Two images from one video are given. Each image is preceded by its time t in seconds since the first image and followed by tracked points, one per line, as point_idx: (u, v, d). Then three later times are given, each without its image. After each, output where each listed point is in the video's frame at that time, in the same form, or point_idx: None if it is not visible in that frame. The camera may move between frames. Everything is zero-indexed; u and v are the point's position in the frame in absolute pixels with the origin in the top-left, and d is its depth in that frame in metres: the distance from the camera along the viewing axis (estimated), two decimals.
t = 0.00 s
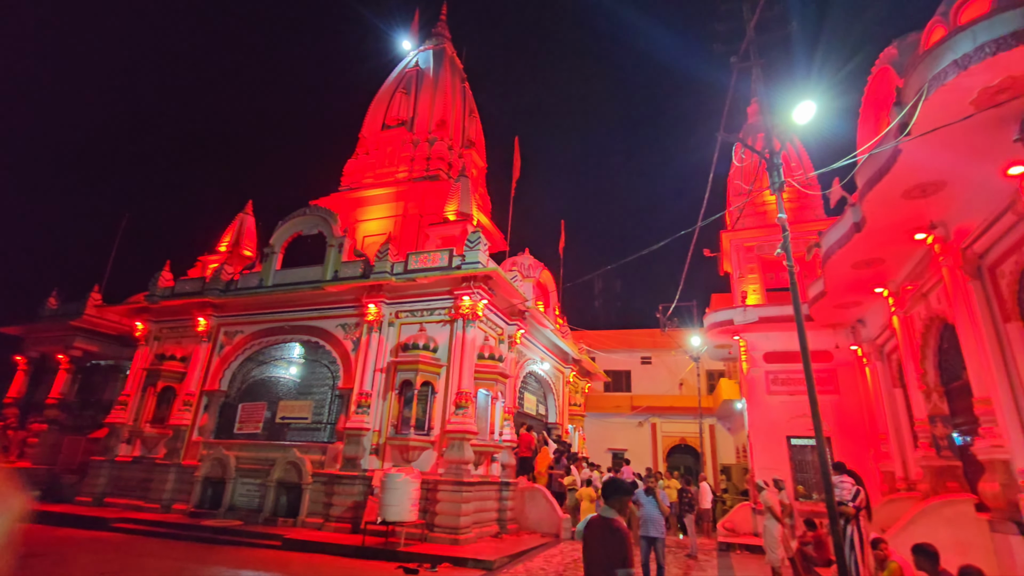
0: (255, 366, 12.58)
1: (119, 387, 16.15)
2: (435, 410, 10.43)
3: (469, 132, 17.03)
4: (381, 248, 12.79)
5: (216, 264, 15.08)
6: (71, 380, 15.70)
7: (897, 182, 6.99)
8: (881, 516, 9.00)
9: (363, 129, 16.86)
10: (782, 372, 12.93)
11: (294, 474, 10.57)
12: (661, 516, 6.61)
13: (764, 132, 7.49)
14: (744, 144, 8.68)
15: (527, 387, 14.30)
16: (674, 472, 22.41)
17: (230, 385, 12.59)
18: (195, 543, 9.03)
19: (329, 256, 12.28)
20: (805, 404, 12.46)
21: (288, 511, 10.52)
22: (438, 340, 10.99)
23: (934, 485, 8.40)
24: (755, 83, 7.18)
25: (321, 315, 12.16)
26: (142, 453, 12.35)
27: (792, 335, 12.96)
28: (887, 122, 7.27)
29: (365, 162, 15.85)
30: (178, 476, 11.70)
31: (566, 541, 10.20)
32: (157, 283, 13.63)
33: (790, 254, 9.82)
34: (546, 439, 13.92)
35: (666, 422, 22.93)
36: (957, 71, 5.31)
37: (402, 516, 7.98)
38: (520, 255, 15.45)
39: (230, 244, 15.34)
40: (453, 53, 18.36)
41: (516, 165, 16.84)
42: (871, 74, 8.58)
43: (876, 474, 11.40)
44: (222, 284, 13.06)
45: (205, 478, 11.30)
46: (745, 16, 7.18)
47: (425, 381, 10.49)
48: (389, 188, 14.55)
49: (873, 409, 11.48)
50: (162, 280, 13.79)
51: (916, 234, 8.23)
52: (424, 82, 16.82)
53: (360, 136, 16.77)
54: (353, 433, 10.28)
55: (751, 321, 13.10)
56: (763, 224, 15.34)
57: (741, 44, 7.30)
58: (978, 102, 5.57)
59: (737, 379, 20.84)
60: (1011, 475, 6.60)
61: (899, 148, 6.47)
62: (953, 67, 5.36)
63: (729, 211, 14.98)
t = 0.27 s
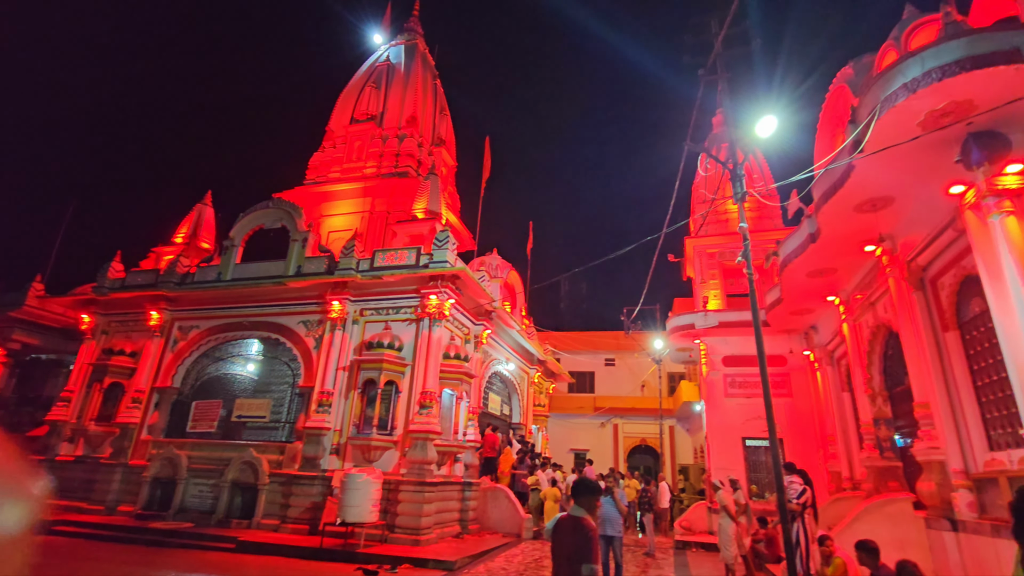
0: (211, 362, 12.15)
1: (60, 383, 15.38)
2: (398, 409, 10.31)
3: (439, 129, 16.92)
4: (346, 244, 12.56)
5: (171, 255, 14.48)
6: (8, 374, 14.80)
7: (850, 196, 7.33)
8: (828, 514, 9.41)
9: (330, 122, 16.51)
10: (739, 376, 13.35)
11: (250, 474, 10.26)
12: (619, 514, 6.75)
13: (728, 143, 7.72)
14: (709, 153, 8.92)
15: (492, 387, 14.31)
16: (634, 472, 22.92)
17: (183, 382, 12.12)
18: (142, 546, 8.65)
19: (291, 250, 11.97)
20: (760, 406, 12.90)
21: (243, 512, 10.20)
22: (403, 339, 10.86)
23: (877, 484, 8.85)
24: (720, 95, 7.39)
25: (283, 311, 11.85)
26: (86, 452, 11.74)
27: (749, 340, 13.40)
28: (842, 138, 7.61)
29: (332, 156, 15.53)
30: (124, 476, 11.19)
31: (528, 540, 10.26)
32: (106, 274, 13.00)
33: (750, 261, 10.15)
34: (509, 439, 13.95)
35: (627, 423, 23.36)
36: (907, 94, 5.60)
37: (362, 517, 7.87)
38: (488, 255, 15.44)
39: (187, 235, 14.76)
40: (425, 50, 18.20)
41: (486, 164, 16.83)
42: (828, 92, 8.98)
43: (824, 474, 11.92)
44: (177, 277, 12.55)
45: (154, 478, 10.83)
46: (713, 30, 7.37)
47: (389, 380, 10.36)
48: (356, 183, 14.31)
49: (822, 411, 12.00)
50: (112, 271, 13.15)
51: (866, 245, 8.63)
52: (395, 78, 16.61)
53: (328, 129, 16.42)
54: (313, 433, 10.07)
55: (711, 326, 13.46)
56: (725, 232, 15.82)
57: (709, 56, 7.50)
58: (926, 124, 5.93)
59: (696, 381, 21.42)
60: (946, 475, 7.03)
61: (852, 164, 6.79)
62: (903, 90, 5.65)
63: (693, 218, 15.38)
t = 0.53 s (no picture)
0: (163, 360, 11.66)
1: None
2: (360, 411, 10.12)
3: (409, 129, 16.77)
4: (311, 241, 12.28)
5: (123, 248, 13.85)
6: None
7: (806, 210, 7.64)
8: (779, 517, 9.73)
9: (297, 117, 16.14)
10: (699, 382, 13.68)
11: (202, 478, 9.89)
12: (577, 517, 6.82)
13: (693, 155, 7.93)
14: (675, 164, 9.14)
15: (456, 390, 14.23)
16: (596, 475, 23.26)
17: (132, 381, 11.58)
18: (82, 553, 8.20)
19: (253, 247, 11.63)
20: (718, 411, 13.25)
21: (193, 517, 9.81)
22: (367, 340, 10.67)
23: (825, 487, 9.22)
24: (687, 108, 7.59)
25: (242, 309, 11.49)
26: (22, 454, 11.06)
27: (709, 346, 13.76)
28: (800, 155, 7.93)
29: (298, 152, 15.18)
30: (65, 480, 10.61)
31: (488, 544, 10.23)
32: (50, 266, 12.32)
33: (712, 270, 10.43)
34: (473, 442, 13.91)
35: (590, 427, 23.62)
36: (859, 115, 5.87)
37: (320, 522, 7.69)
38: (456, 257, 15.36)
39: (141, 228, 14.14)
40: (397, 48, 18.02)
41: (456, 166, 16.77)
42: (789, 109, 9.36)
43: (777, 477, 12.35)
44: (129, 271, 12.01)
45: (97, 482, 10.31)
46: (681, 45, 7.57)
47: (351, 382, 10.17)
48: (323, 180, 14.03)
49: (776, 417, 12.42)
50: (57, 263, 12.47)
51: (820, 258, 9.00)
52: (366, 75, 16.38)
53: (294, 124, 16.04)
54: (271, 434, 9.80)
55: (673, 332, 13.90)
56: (689, 241, 16.21)
57: (677, 70, 7.70)
58: (876, 145, 6.25)
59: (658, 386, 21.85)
60: (889, 479, 7.39)
61: (809, 180, 7.08)
62: (857, 112, 5.92)
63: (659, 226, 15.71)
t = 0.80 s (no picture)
0: (110, 360, 11.09)
1: None
2: (319, 415, 9.87)
3: (378, 129, 16.55)
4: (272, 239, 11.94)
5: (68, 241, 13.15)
6: None
7: (764, 223, 7.91)
8: (734, 520, 9.98)
9: (261, 111, 15.72)
10: (660, 388, 13.93)
11: (147, 483, 9.45)
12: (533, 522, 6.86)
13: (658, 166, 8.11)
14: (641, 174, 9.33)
15: (419, 393, 14.07)
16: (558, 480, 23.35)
17: (75, 381, 10.97)
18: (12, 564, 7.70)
19: (210, 243, 11.23)
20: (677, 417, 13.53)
21: (137, 525, 9.35)
22: (329, 342, 10.42)
23: (778, 491, 9.52)
24: (653, 120, 7.76)
25: (197, 308, 11.07)
26: None
27: (670, 353, 14.05)
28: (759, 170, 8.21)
29: (261, 147, 14.77)
30: None
31: (448, 550, 10.12)
32: None
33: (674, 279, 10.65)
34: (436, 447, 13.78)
35: (553, 432, 23.74)
36: (815, 134, 6.12)
37: (273, 529, 7.44)
38: (422, 259, 15.22)
39: (89, 221, 13.46)
40: (367, 46, 17.79)
41: (425, 168, 16.64)
42: (750, 125, 9.70)
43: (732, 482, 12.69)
44: (74, 265, 11.41)
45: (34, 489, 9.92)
46: (649, 58, 7.75)
47: (311, 384, 9.92)
48: (286, 177, 13.68)
49: (733, 423, 12.77)
50: None
51: (776, 269, 9.32)
52: (334, 71, 16.10)
53: (258, 118, 15.61)
54: (224, 438, 9.44)
55: (636, 338, 14.08)
56: (653, 249, 16.54)
57: (644, 82, 7.86)
58: (830, 162, 6.54)
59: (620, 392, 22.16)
60: (836, 483, 7.70)
61: (767, 194, 7.32)
62: (812, 130, 6.17)
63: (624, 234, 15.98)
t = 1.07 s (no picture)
0: (56, 358, 10.55)
1: None
2: (280, 417, 9.61)
3: (348, 126, 16.31)
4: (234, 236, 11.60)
5: (13, 233, 12.46)
6: None
7: (728, 232, 8.13)
8: (694, 521, 10.19)
9: (226, 104, 15.27)
10: (625, 392, 14.12)
11: (94, 489, 9.04)
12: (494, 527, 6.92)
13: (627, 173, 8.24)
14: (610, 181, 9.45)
15: (385, 396, 13.88)
16: (523, 483, 23.41)
17: (16, 380, 10.38)
18: None
19: (168, 239, 10.82)
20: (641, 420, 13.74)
21: (82, 532, 8.91)
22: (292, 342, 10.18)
23: (736, 493, 9.79)
24: (623, 128, 7.88)
25: (152, 305, 10.65)
26: None
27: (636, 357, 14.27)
28: (724, 180, 8.44)
29: (225, 140, 14.35)
30: None
31: (411, 555, 9.96)
32: None
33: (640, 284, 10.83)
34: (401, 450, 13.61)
35: (520, 435, 23.78)
36: (777, 147, 6.32)
37: (229, 535, 7.21)
38: (391, 260, 15.04)
39: (36, 211, 12.79)
40: (338, 42, 17.52)
41: (396, 167, 16.48)
42: (716, 136, 9.97)
43: (693, 484, 12.96)
44: (19, 258, 10.82)
45: None
46: (620, 67, 7.88)
47: (272, 386, 9.66)
48: (251, 172, 13.33)
49: (695, 427, 13.06)
50: None
51: (738, 277, 9.59)
52: (303, 66, 15.79)
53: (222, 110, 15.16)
54: (178, 441, 9.10)
55: (603, 342, 14.28)
56: (621, 255, 16.79)
57: (615, 90, 7.98)
58: (790, 175, 6.78)
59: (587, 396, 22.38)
60: (791, 486, 7.96)
61: (731, 204, 7.52)
62: (774, 143, 6.37)
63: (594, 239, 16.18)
